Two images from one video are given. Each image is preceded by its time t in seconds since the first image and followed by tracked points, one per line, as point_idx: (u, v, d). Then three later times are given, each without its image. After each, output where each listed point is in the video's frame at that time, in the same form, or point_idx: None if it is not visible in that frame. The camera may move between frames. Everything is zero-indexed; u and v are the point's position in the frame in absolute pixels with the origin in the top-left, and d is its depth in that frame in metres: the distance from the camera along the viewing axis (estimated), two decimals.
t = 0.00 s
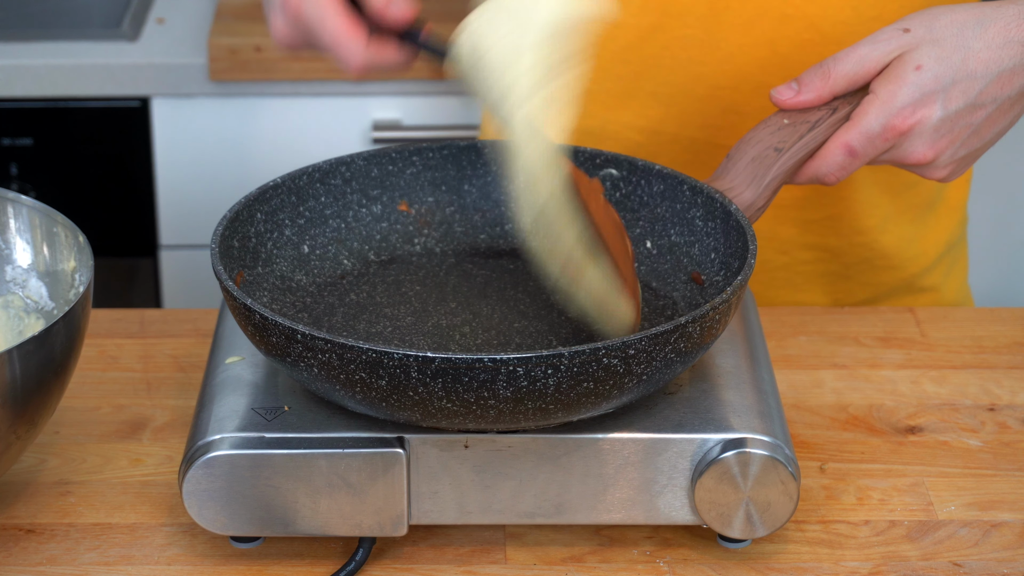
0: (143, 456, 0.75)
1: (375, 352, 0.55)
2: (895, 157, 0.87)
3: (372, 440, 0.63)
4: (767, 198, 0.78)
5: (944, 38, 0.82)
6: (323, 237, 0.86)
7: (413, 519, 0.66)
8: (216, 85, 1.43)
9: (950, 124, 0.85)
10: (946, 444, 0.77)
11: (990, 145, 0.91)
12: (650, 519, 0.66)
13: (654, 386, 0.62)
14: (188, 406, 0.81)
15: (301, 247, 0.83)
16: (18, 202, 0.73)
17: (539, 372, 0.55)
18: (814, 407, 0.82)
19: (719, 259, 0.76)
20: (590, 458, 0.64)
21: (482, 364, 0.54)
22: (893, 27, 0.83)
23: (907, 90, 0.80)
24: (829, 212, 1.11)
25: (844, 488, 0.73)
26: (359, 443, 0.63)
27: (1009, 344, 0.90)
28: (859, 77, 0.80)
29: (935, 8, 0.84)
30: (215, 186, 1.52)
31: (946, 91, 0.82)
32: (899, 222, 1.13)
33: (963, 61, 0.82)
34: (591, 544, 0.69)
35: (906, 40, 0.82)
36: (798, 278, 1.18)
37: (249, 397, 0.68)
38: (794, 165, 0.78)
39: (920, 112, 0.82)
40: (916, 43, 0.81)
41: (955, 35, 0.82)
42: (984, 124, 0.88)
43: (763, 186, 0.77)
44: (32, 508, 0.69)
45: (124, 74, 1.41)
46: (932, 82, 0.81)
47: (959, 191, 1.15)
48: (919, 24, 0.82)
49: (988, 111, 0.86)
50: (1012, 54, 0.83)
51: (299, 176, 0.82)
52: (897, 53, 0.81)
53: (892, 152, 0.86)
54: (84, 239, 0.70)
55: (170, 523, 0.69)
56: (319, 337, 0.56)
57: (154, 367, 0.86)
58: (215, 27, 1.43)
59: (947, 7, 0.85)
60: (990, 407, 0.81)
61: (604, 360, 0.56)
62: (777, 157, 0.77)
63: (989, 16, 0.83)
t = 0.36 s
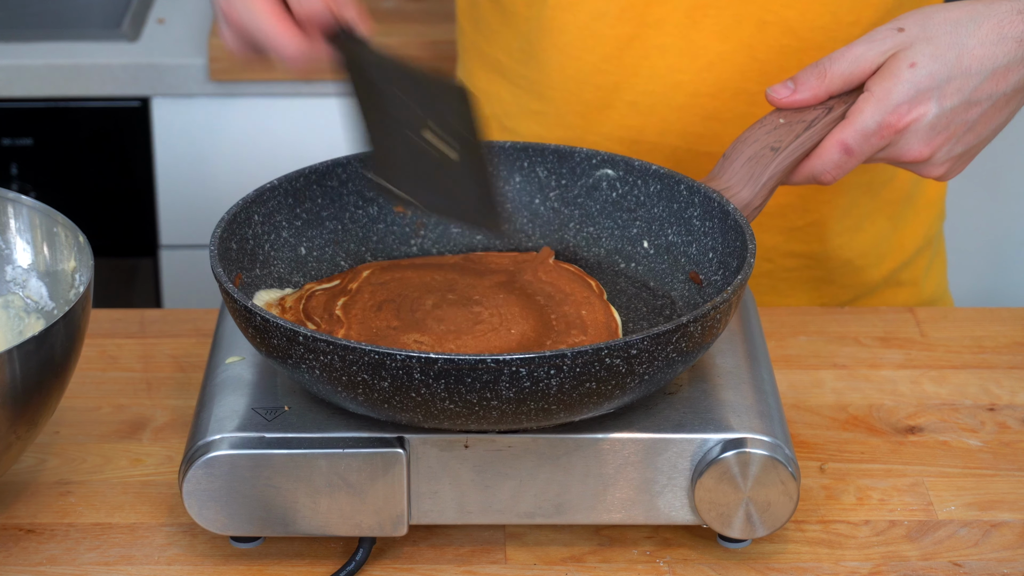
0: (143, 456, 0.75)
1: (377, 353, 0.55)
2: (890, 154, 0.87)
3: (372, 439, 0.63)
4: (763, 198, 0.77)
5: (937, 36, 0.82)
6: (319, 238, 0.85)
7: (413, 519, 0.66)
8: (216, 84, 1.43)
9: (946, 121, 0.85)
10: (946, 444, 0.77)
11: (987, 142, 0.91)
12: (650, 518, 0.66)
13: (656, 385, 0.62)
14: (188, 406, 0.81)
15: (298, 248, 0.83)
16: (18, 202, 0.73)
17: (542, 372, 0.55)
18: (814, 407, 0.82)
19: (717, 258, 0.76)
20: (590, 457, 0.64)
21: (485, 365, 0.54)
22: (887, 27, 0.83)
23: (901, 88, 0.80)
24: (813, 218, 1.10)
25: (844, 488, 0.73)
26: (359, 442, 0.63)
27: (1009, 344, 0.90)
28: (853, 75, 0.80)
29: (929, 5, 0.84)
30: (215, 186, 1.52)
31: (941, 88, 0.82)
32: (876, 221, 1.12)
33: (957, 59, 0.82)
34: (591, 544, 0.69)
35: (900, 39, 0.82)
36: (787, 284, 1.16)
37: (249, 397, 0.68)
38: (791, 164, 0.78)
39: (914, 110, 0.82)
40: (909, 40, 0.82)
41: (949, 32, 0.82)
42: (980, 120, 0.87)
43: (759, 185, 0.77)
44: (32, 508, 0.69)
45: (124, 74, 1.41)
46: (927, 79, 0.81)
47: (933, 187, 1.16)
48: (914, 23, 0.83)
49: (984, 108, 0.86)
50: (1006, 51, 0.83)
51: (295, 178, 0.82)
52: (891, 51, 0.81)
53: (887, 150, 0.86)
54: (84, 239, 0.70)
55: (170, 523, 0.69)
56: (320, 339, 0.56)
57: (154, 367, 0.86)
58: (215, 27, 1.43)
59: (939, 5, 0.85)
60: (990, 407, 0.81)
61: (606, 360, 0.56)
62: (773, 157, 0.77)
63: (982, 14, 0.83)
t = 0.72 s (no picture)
0: (143, 456, 0.75)
1: (379, 354, 0.55)
2: (884, 157, 0.87)
3: (372, 440, 0.63)
4: (760, 198, 0.77)
5: (937, 40, 0.81)
6: (315, 241, 0.85)
7: (413, 519, 0.66)
8: (216, 84, 1.43)
9: (940, 126, 0.85)
10: (946, 444, 0.77)
11: (977, 149, 0.91)
12: (650, 519, 0.66)
13: (655, 385, 0.62)
14: (188, 406, 0.81)
15: (294, 251, 0.83)
16: (18, 202, 0.73)
17: (544, 373, 0.55)
18: (814, 407, 0.82)
19: (714, 259, 0.76)
20: (590, 457, 0.64)
21: (487, 366, 0.54)
22: (886, 27, 0.82)
23: (898, 92, 0.80)
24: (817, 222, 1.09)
25: (844, 488, 0.73)
26: (358, 443, 0.63)
27: (1010, 344, 0.90)
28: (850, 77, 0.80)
29: (928, 7, 0.84)
30: (215, 185, 1.52)
31: (937, 94, 0.83)
32: (886, 225, 1.12)
33: (955, 65, 0.82)
34: (591, 544, 0.69)
35: (899, 41, 0.81)
36: (797, 289, 1.16)
37: (248, 398, 0.68)
38: (787, 164, 0.78)
39: (909, 114, 0.82)
40: (907, 44, 0.81)
41: (949, 38, 0.82)
42: (973, 125, 0.88)
43: (756, 185, 0.77)
44: (32, 508, 0.69)
45: (124, 74, 1.41)
46: (923, 84, 0.81)
47: (941, 190, 1.16)
48: (913, 24, 0.82)
49: (978, 114, 0.87)
50: (1003, 58, 0.83)
51: (290, 180, 0.82)
52: (890, 54, 0.81)
53: (881, 152, 0.86)
54: (84, 239, 0.70)
55: (170, 523, 0.69)
56: (321, 340, 0.56)
57: (154, 367, 0.86)
58: (215, 27, 1.43)
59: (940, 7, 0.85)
60: (990, 407, 0.81)
61: (608, 360, 0.56)
62: (769, 156, 0.77)
63: (981, 19, 0.82)
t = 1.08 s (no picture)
0: (143, 456, 0.75)
1: (376, 354, 0.55)
2: (884, 160, 0.87)
3: (372, 440, 0.63)
4: (760, 199, 0.77)
5: (941, 46, 0.81)
6: (315, 240, 0.85)
7: (413, 519, 0.66)
8: (216, 84, 1.43)
9: (941, 132, 0.85)
10: (946, 444, 0.77)
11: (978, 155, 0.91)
12: (650, 519, 0.66)
13: (654, 387, 0.62)
14: (188, 406, 0.81)
15: (294, 251, 0.83)
16: (17, 202, 0.73)
17: (540, 373, 0.55)
18: (814, 406, 0.82)
19: (714, 259, 0.76)
20: (590, 457, 0.64)
21: (483, 366, 0.54)
22: (891, 31, 0.82)
23: (900, 98, 0.80)
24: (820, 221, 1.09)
25: (844, 488, 0.73)
26: (358, 443, 0.63)
27: (1010, 344, 0.90)
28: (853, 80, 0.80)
29: (935, 11, 0.83)
30: (214, 185, 1.52)
31: (939, 100, 0.82)
32: (908, 230, 1.12)
33: (958, 71, 0.82)
34: (591, 544, 0.69)
35: (904, 45, 0.81)
36: (805, 290, 1.16)
37: (248, 398, 0.68)
38: (787, 166, 0.79)
39: (910, 118, 0.82)
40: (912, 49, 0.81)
41: (953, 44, 0.81)
42: (975, 133, 0.87)
43: (756, 186, 0.77)
44: (32, 508, 0.69)
45: (124, 74, 1.41)
46: (925, 90, 0.81)
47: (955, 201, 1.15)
48: (918, 29, 0.82)
49: (980, 121, 0.86)
50: (1008, 66, 0.82)
51: (291, 180, 0.82)
52: (894, 58, 0.81)
53: (881, 155, 0.86)
54: (84, 239, 0.70)
55: (170, 523, 0.69)
56: (318, 339, 0.56)
57: (154, 367, 0.86)
58: (215, 27, 1.43)
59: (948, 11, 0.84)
60: (990, 407, 0.81)
61: (605, 361, 0.56)
62: (770, 158, 0.78)
63: (987, 27, 0.81)
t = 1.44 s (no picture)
0: (143, 456, 0.75)
1: (368, 354, 0.55)
2: (885, 163, 0.87)
3: (372, 440, 0.63)
4: (762, 201, 0.77)
5: (943, 49, 0.81)
6: (316, 240, 0.85)
7: (413, 519, 0.66)
8: (216, 85, 1.43)
9: (943, 135, 0.85)
10: (946, 444, 0.77)
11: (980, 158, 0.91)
12: (650, 518, 0.66)
13: (650, 389, 0.62)
14: (188, 406, 0.81)
15: (295, 250, 0.83)
16: (18, 202, 0.73)
17: (532, 376, 0.55)
18: (814, 406, 0.82)
19: (714, 262, 0.76)
20: (590, 458, 0.64)
21: (475, 367, 0.54)
22: (894, 34, 0.82)
23: (901, 101, 0.80)
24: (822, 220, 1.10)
25: (844, 488, 0.73)
26: (358, 442, 0.63)
27: (1010, 344, 0.90)
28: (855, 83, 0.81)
29: (938, 14, 0.83)
30: (214, 185, 1.52)
31: (941, 103, 0.82)
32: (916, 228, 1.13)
33: (960, 74, 0.82)
34: (591, 544, 0.69)
35: (906, 48, 0.81)
36: (805, 290, 1.17)
37: (248, 397, 0.68)
38: (790, 168, 0.79)
39: (911, 122, 0.82)
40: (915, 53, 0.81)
41: (956, 47, 0.81)
42: (977, 136, 0.87)
43: (757, 189, 0.77)
44: (32, 508, 0.69)
45: (124, 74, 1.41)
46: (928, 93, 0.81)
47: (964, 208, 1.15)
48: (921, 32, 0.82)
49: (982, 124, 0.86)
50: (1011, 70, 0.82)
51: (292, 179, 0.82)
52: (896, 61, 0.81)
53: (882, 158, 0.86)
54: (85, 239, 0.70)
55: (170, 523, 0.69)
56: (313, 339, 0.56)
57: (154, 367, 0.86)
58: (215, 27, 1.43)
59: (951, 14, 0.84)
60: (990, 407, 0.81)
61: (597, 363, 0.56)
62: (772, 160, 0.78)
63: (990, 29, 0.82)
